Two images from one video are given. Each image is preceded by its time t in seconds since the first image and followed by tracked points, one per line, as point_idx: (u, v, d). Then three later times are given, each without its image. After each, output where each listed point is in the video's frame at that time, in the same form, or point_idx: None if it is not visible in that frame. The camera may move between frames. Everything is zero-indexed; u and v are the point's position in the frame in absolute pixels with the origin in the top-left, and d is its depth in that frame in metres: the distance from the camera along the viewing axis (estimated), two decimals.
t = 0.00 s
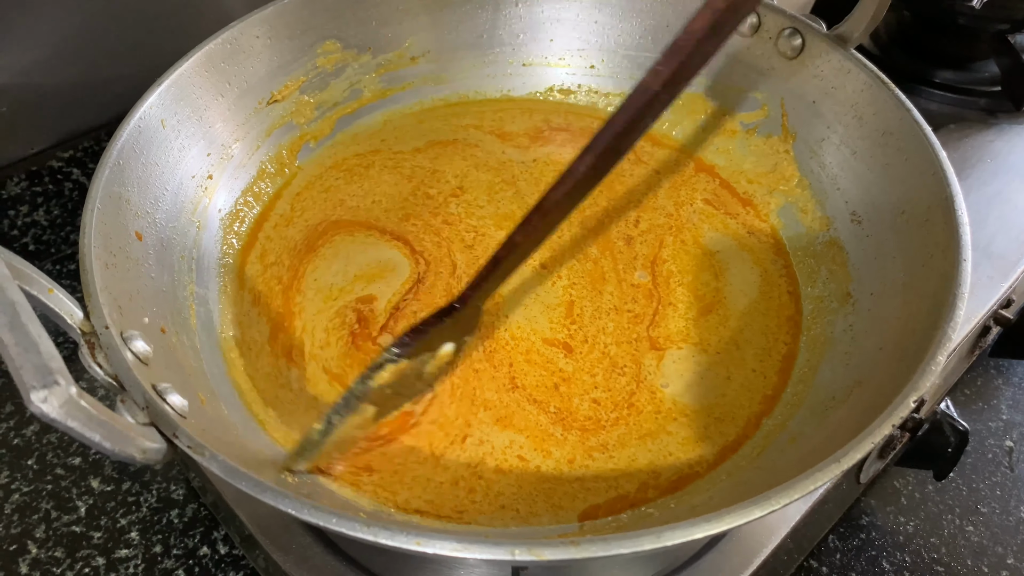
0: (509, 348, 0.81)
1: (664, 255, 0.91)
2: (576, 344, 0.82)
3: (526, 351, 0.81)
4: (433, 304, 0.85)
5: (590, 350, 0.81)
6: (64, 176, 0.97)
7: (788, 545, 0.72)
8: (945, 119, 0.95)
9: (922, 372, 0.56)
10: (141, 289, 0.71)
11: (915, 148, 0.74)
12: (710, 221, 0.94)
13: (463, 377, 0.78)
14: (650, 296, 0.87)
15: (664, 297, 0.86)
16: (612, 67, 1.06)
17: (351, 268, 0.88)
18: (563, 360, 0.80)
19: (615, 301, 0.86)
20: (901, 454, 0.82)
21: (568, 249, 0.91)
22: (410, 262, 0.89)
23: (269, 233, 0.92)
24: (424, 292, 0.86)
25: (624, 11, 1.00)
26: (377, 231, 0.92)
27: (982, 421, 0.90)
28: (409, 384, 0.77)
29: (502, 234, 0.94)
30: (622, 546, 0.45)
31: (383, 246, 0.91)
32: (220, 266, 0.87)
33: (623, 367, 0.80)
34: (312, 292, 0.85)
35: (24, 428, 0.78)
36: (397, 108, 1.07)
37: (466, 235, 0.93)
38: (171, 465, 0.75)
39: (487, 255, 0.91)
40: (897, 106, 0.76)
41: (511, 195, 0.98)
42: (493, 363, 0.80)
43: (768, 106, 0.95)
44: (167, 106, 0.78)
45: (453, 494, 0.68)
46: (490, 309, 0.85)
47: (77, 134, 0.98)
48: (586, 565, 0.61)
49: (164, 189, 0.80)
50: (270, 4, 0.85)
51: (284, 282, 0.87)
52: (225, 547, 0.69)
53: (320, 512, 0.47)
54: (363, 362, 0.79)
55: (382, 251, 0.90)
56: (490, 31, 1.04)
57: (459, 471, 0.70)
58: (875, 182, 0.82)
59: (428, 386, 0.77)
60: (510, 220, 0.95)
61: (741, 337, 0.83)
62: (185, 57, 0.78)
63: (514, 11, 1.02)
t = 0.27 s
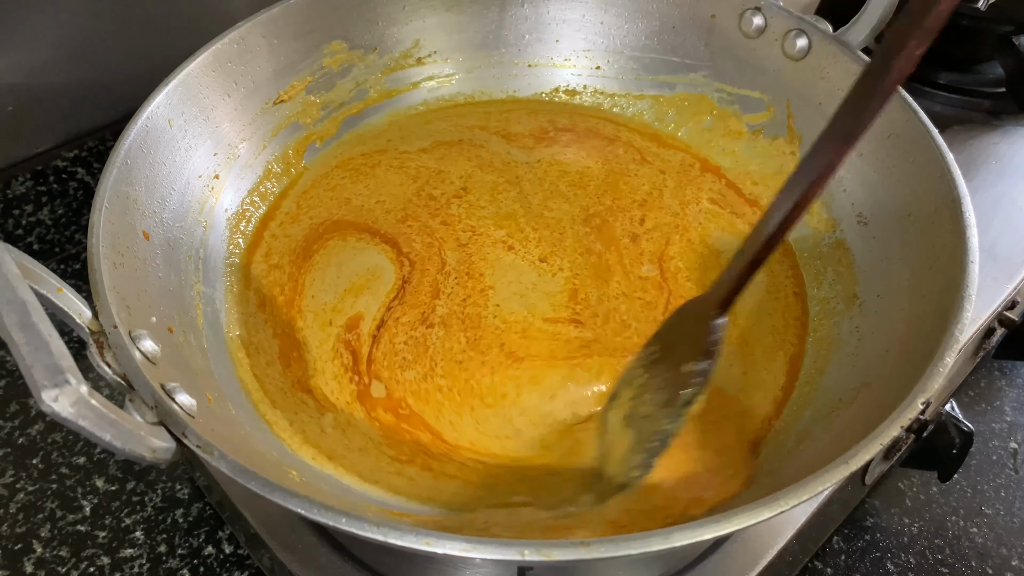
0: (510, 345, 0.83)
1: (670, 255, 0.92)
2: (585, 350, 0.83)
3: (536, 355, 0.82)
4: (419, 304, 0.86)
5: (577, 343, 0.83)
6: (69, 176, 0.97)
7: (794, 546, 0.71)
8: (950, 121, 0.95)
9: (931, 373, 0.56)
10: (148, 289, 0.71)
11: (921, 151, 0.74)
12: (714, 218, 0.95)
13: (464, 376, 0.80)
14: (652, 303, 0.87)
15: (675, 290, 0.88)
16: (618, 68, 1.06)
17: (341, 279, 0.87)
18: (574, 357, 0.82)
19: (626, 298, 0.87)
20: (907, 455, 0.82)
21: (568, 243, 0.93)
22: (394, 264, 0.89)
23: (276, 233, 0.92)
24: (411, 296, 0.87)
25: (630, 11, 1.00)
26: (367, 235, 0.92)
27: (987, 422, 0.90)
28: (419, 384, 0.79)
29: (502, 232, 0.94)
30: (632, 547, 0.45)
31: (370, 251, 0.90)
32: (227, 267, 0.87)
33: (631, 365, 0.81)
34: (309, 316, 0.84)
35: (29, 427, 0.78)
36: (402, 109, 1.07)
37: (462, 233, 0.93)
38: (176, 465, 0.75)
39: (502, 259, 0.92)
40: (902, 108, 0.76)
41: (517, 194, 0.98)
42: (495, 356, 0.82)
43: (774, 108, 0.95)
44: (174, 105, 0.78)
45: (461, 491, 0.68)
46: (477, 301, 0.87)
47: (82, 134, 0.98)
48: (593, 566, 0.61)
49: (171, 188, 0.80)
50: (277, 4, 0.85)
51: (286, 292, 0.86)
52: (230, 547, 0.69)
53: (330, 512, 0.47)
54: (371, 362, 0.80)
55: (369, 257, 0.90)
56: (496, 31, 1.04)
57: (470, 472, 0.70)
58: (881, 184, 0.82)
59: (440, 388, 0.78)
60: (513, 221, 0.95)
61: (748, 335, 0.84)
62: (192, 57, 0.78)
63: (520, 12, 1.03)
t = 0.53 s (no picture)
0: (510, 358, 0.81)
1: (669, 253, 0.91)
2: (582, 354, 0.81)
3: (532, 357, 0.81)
4: (412, 332, 0.83)
5: (558, 356, 0.81)
6: (68, 175, 0.97)
7: (795, 548, 0.71)
8: (952, 121, 0.94)
9: (932, 376, 0.55)
10: (147, 289, 0.71)
11: (925, 151, 0.74)
12: (710, 212, 0.95)
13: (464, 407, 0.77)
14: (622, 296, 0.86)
15: (644, 274, 0.89)
16: (618, 68, 1.06)
17: (341, 292, 0.85)
18: (574, 354, 0.81)
19: (582, 296, 0.87)
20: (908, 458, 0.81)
21: (546, 250, 0.91)
22: (390, 282, 0.87)
23: (277, 234, 0.91)
24: (404, 322, 0.83)
25: (631, 11, 0.99)
26: (368, 246, 0.90)
27: (989, 424, 0.90)
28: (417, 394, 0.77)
29: (488, 243, 0.92)
30: (632, 549, 0.45)
31: (370, 266, 0.88)
32: (226, 267, 0.87)
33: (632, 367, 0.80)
34: (312, 328, 0.82)
35: (27, 427, 0.78)
36: (402, 108, 1.07)
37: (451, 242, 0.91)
38: (174, 466, 0.75)
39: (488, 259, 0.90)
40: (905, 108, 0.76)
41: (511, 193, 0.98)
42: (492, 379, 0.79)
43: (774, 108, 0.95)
44: (173, 105, 0.78)
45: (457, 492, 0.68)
46: (460, 328, 0.83)
47: (81, 133, 0.97)
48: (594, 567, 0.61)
49: (170, 188, 0.80)
50: (277, 3, 0.85)
51: (288, 299, 0.85)
52: (228, 548, 0.69)
53: (329, 514, 0.47)
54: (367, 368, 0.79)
55: (367, 272, 0.88)
56: (496, 31, 1.04)
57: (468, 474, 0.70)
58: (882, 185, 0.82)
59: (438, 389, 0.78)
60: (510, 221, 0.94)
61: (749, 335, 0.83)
62: (191, 57, 0.78)
63: (520, 12, 1.02)
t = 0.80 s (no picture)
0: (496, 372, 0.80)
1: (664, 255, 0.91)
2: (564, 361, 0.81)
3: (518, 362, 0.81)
4: (394, 349, 0.81)
5: (542, 379, 0.79)
6: (67, 176, 0.97)
7: (794, 551, 0.71)
8: (951, 123, 0.94)
9: (931, 379, 0.55)
10: (145, 291, 0.71)
11: (924, 152, 0.74)
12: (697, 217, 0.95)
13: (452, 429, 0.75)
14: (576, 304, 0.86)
15: (566, 286, 0.87)
16: (617, 69, 1.06)
17: (328, 289, 0.85)
18: (568, 354, 0.81)
19: (531, 317, 0.84)
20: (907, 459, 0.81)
21: (505, 261, 0.90)
22: (378, 286, 0.86)
23: (271, 232, 0.91)
24: (387, 336, 0.82)
25: (630, 13, 0.99)
26: (356, 245, 0.90)
27: (988, 426, 0.90)
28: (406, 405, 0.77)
29: (459, 250, 0.91)
30: (630, 554, 0.45)
31: (357, 266, 0.88)
32: (224, 268, 0.87)
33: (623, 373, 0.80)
34: (295, 322, 0.83)
35: (26, 428, 0.78)
36: (401, 110, 1.07)
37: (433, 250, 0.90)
38: (173, 467, 0.75)
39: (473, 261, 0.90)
40: (904, 110, 0.76)
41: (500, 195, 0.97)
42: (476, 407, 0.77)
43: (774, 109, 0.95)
44: (171, 107, 0.78)
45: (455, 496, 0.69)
46: (443, 350, 0.81)
47: (81, 134, 0.97)
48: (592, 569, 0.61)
49: (168, 190, 0.80)
50: (275, 4, 0.85)
51: (277, 292, 0.85)
52: (227, 549, 0.69)
53: (326, 518, 0.47)
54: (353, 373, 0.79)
55: (354, 272, 0.87)
56: (496, 32, 1.04)
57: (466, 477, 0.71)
58: (882, 186, 0.82)
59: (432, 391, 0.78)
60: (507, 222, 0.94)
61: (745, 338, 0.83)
62: (190, 58, 0.78)
63: (519, 13, 1.02)
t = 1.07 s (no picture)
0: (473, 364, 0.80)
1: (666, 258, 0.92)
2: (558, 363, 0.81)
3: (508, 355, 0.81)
4: (354, 335, 0.81)
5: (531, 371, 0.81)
6: (70, 175, 0.96)
7: (797, 551, 0.71)
8: (954, 124, 0.94)
9: (937, 379, 0.55)
10: (149, 290, 0.71)
11: (929, 152, 0.74)
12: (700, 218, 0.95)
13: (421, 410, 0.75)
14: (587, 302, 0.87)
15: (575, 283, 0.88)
16: (621, 69, 1.06)
17: (305, 269, 0.86)
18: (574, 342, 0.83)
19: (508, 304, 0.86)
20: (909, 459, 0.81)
21: (439, 254, 0.90)
22: (355, 264, 0.87)
23: (260, 219, 0.91)
24: (349, 319, 0.82)
25: (634, 12, 0.99)
26: (340, 227, 0.91)
27: (991, 427, 0.89)
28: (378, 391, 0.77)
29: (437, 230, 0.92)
30: (637, 553, 0.44)
31: (338, 246, 0.89)
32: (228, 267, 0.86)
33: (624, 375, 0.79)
34: (272, 302, 0.83)
35: (28, 427, 0.77)
36: (404, 109, 1.06)
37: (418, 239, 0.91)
38: (175, 467, 0.75)
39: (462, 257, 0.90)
40: (910, 110, 0.76)
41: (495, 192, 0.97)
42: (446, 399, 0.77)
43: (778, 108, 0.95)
44: (175, 105, 0.78)
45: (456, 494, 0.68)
46: (392, 341, 0.81)
47: (82, 133, 0.98)
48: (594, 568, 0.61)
49: (172, 189, 0.79)
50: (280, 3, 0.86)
51: (259, 279, 0.85)
52: (230, 549, 0.69)
53: (332, 517, 0.47)
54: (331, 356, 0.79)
55: (336, 255, 0.88)
56: (499, 32, 1.04)
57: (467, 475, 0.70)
58: (887, 187, 0.81)
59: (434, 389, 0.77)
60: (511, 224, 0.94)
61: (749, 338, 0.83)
62: (193, 58, 0.78)
63: (523, 13, 1.02)
